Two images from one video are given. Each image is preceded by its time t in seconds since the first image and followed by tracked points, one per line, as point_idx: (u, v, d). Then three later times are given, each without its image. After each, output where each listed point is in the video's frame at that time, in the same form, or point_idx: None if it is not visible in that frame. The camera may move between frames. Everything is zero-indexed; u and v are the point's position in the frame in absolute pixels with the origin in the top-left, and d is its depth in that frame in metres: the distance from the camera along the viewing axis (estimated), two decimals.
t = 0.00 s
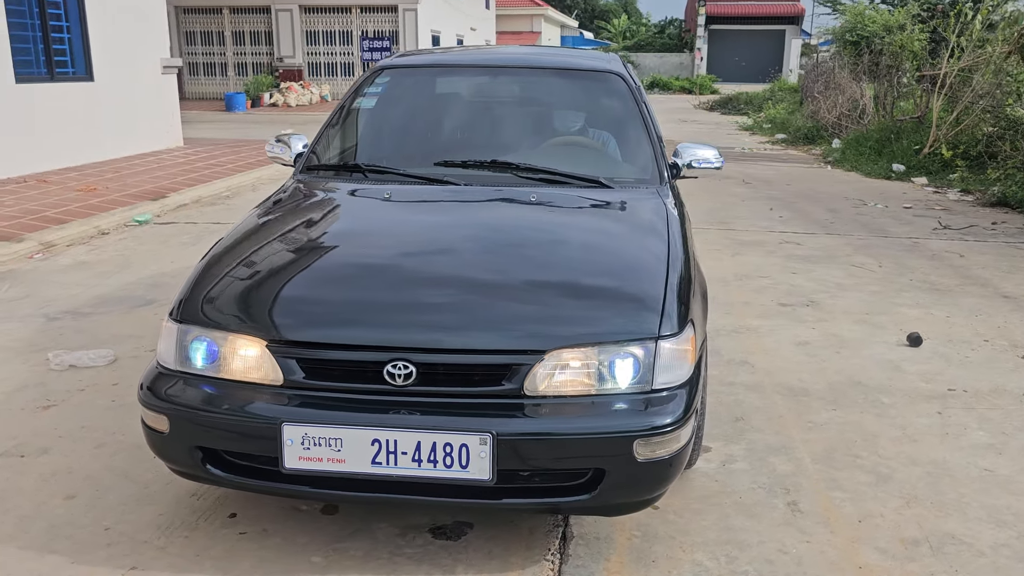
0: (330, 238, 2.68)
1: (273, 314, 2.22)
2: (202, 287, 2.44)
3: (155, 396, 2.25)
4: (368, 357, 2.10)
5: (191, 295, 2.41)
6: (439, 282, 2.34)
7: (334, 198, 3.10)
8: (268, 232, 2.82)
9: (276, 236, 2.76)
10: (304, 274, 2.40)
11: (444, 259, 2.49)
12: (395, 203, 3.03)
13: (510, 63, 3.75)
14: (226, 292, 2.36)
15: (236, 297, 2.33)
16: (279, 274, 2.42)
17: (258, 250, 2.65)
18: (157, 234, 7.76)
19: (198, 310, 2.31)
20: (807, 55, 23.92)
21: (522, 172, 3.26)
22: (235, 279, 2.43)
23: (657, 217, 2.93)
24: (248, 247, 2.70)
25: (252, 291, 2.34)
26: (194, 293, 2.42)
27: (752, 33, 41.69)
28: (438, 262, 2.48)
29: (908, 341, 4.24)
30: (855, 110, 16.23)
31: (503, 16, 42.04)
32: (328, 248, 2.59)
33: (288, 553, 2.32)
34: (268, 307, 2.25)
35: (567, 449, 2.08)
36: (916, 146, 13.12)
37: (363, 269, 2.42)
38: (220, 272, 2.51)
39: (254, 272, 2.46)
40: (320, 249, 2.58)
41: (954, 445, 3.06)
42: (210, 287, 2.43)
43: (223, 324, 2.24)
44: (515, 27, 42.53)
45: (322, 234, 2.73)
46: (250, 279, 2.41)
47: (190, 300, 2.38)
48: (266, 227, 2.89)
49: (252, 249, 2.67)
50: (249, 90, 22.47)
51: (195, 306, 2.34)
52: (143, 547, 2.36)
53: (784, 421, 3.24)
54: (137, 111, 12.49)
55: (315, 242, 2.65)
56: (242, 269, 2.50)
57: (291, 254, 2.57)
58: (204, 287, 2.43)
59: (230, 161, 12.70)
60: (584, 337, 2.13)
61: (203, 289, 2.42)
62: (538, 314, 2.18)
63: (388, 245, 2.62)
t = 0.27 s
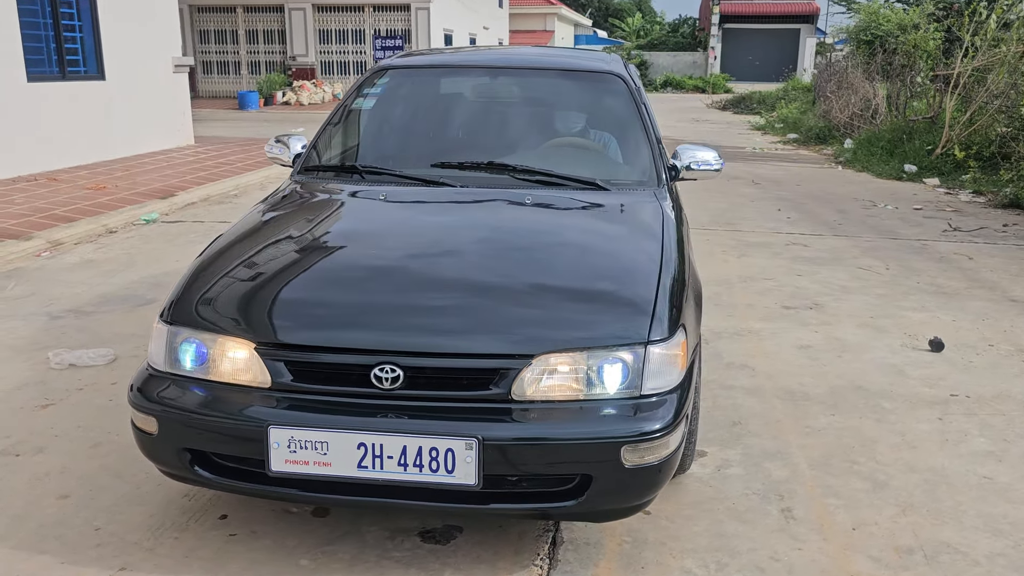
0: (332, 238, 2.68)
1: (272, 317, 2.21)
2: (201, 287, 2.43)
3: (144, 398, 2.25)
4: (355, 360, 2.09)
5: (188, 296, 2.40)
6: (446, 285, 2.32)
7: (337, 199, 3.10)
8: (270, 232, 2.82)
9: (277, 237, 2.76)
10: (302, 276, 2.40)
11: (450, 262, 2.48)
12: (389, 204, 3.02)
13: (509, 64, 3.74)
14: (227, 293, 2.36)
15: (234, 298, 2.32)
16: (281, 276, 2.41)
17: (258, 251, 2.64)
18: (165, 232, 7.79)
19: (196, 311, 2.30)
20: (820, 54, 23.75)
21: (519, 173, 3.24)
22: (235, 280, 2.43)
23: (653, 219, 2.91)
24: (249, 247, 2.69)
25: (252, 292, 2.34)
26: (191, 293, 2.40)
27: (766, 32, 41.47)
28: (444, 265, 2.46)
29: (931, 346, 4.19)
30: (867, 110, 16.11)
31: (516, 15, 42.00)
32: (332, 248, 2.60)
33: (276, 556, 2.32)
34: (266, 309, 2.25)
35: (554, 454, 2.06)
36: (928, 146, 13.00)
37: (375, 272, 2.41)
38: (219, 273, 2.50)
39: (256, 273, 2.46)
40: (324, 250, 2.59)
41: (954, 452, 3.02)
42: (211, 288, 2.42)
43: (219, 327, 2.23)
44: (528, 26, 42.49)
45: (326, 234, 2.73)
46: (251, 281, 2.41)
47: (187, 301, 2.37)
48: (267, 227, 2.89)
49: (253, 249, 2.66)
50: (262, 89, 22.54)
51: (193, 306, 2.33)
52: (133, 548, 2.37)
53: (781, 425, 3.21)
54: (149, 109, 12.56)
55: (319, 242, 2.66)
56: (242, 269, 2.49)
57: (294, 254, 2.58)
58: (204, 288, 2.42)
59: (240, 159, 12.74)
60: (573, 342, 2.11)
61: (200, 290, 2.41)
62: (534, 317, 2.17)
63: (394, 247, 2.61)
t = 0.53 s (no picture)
0: (344, 237, 2.70)
1: (280, 316, 2.22)
2: (210, 286, 2.44)
3: (146, 397, 2.27)
4: (355, 360, 2.10)
5: (196, 295, 2.40)
6: (456, 286, 2.32)
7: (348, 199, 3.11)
8: (282, 231, 2.83)
9: (288, 236, 2.77)
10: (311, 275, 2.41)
11: (463, 262, 2.47)
12: (393, 204, 3.03)
13: (515, 64, 3.73)
14: (236, 292, 2.36)
15: (243, 297, 2.33)
16: (291, 276, 2.42)
17: (269, 251, 2.65)
18: (178, 231, 7.84)
19: (204, 310, 2.31)
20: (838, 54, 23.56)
21: (525, 174, 3.23)
22: (244, 279, 2.43)
23: (658, 220, 2.90)
24: (260, 246, 2.70)
25: (261, 292, 2.34)
26: (199, 292, 2.41)
27: (783, 32, 41.22)
28: (456, 266, 2.45)
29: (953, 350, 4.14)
30: (884, 111, 15.98)
31: (533, 15, 42.01)
32: (345, 248, 2.61)
33: (277, 555, 2.33)
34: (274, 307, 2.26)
35: (553, 455, 2.06)
36: (945, 147, 12.87)
37: (387, 272, 2.42)
38: (228, 272, 2.51)
39: (267, 272, 2.46)
40: (336, 249, 2.60)
41: (963, 456, 2.99)
42: (221, 287, 2.42)
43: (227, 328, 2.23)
44: (544, 27, 42.47)
45: (338, 233, 2.75)
46: (261, 280, 2.41)
47: (195, 300, 2.37)
48: (278, 226, 2.90)
49: (264, 249, 2.67)
50: (278, 89, 22.64)
51: (201, 306, 2.34)
52: (136, 545, 2.38)
53: (788, 428, 3.19)
54: (164, 109, 12.65)
55: (330, 242, 2.67)
56: (251, 269, 2.50)
57: (306, 253, 2.59)
58: (214, 287, 2.43)
59: (254, 159, 12.80)
60: (573, 343, 2.11)
61: (209, 289, 2.42)
62: (538, 317, 2.16)
63: (406, 246, 2.62)
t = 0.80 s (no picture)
0: (357, 236, 2.71)
1: (288, 315, 2.22)
2: (218, 284, 2.45)
3: (146, 394, 2.29)
4: (352, 360, 2.11)
5: (205, 293, 2.41)
6: (468, 287, 2.31)
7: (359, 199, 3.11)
8: (294, 230, 2.84)
9: (300, 235, 2.78)
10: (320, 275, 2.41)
11: (478, 263, 2.47)
12: (396, 203, 3.04)
13: (521, 63, 3.73)
14: (246, 291, 2.37)
15: (251, 297, 2.33)
16: (301, 275, 2.43)
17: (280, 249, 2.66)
18: (192, 231, 7.90)
19: (213, 308, 2.32)
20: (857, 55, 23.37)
21: (528, 175, 3.23)
22: (253, 278, 2.44)
23: (661, 222, 2.89)
24: (272, 245, 2.71)
25: (270, 291, 2.35)
26: (207, 290, 2.42)
27: (802, 33, 40.96)
28: (471, 266, 2.45)
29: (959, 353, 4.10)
30: (902, 112, 15.84)
31: (550, 16, 42.01)
32: (358, 247, 2.61)
33: (276, 553, 2.33)
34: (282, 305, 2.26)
35: (549, 456, 2.06)
36: (963, 149, 12.74)
37: (394, 271, 2.42)
38: (237, 271, 2.51)
39: (277, 272, 2.47)
40: (349, 248, 2.61)
41: (971, 461, 2.95)
42: (231, 285, 2.43)
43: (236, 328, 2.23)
44: (562, 27, 42.45)
45: (351, 233, 2.75)
46: (270, 278, 2.42)
47: (203, 299, 2.38)
48: (291, 224, 2.91)
49: (275, 248, 2.68)
50: (296, 90, 22.77)
51: (210, 304, 2.34)
52: (137, 542, 2.40)
53: (793, 431, 3.16)
54: (181, 109, 12.76)
55: (343, 241, 2.68)
56: (260, 267, 2.51)
57: (318, 252, 2.60)
58: (223, 285, 2.44)
59: (270, 159, 12.88)
60: (569, 344, 2.10)
61: (217, 287, 2.43)
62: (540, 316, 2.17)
63: (416, 246, 2.62)
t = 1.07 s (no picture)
0: (366, 237, 2.73)
1: (286, 317, 2.22)
2: (219, 284, 2.45)
3: (132, 393, 2.31)
4: (332, 360, 2.12)
5: (204, 293, 2.42)
6: (478, 290, 2.31)
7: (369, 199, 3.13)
8: (305, 228, 2.87)
9: (309, 234, 2.80)
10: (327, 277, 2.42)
11: (486, 266, 2.47)
12: (390, 204, 3.06)
13: (523, 64, 3.72)
14: (248, 292, 2.37)
15: (252, 297, 2.34)
16: (303, 277, 2.43)
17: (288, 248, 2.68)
18: (203, 230, 7.97)
19: (211, 309, 2.32)
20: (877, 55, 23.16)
21: (521, 176, 3.23)
22: (256, 278, 2.45)
23: (650, 223, 2.89)
24: (280, 244, 2.73)
25: (270, 293, 2.35)
26: (207, 289, 2.43)
27: (822, 33, 40.65)
28: (479, 269, 2.45)
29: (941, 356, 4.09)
30: (920, 113, 15.69)
31: (569, 16, 41.99)
32: (368, 248, 2.63)
33: (259, 551, 2.36)
34: (277, 308, 2.26)
35: (526, 459, 2.06)
36: (981, 150, 12.59)
37: (407, 274, 2.42)
38: (240, 270, 2.52)
39: (279, 272, 2.48)
40: (358, 248, 2.63)
41: (963, 467, 2.92)
42: (232, 285, 2.43)
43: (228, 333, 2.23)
44: (581, 27, 42.40)
45: (363, 233, 2.77)
46: (271, 279, 2.43)
47: (202, 298, 2.38)
48: (301, 223, 2.93)
49: (282, 247, 2.70)
50: (313, 89, 22.89)
51: (208, 304, 2.35)
52: (124, 538, 2.43)
53: (785, 435, 3.14)
54: (196, 109, 12.85)
55: (352, 241, 2.70)
56: (262, 268, 2.52)
57: (327, 251, 2.62)
58: (223, 284, 2.44)
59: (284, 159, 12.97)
60: (549, 346, 2.10)
61: (218, 286, 2.43)
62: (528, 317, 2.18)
63: (430, 248, 2.63)
